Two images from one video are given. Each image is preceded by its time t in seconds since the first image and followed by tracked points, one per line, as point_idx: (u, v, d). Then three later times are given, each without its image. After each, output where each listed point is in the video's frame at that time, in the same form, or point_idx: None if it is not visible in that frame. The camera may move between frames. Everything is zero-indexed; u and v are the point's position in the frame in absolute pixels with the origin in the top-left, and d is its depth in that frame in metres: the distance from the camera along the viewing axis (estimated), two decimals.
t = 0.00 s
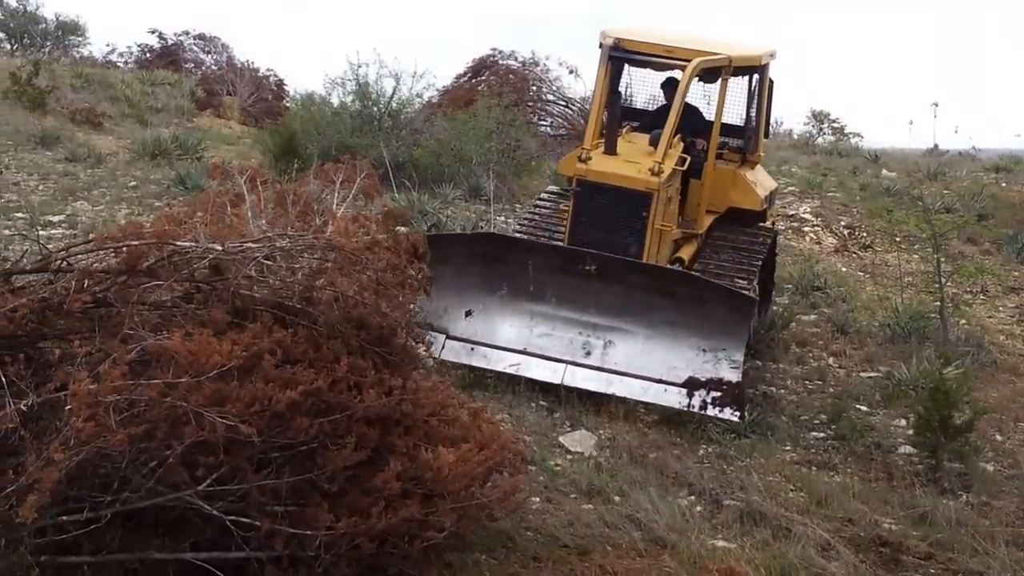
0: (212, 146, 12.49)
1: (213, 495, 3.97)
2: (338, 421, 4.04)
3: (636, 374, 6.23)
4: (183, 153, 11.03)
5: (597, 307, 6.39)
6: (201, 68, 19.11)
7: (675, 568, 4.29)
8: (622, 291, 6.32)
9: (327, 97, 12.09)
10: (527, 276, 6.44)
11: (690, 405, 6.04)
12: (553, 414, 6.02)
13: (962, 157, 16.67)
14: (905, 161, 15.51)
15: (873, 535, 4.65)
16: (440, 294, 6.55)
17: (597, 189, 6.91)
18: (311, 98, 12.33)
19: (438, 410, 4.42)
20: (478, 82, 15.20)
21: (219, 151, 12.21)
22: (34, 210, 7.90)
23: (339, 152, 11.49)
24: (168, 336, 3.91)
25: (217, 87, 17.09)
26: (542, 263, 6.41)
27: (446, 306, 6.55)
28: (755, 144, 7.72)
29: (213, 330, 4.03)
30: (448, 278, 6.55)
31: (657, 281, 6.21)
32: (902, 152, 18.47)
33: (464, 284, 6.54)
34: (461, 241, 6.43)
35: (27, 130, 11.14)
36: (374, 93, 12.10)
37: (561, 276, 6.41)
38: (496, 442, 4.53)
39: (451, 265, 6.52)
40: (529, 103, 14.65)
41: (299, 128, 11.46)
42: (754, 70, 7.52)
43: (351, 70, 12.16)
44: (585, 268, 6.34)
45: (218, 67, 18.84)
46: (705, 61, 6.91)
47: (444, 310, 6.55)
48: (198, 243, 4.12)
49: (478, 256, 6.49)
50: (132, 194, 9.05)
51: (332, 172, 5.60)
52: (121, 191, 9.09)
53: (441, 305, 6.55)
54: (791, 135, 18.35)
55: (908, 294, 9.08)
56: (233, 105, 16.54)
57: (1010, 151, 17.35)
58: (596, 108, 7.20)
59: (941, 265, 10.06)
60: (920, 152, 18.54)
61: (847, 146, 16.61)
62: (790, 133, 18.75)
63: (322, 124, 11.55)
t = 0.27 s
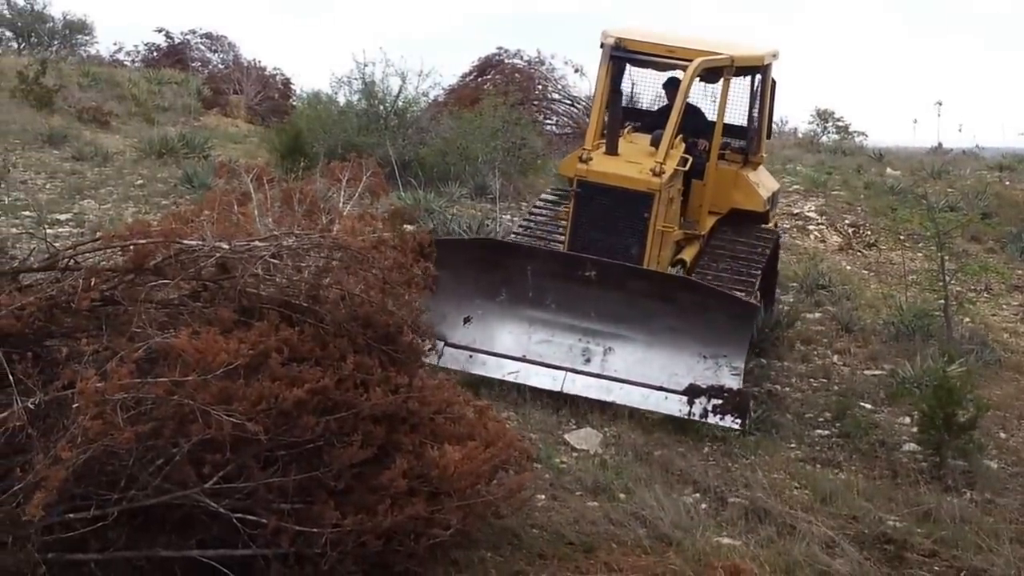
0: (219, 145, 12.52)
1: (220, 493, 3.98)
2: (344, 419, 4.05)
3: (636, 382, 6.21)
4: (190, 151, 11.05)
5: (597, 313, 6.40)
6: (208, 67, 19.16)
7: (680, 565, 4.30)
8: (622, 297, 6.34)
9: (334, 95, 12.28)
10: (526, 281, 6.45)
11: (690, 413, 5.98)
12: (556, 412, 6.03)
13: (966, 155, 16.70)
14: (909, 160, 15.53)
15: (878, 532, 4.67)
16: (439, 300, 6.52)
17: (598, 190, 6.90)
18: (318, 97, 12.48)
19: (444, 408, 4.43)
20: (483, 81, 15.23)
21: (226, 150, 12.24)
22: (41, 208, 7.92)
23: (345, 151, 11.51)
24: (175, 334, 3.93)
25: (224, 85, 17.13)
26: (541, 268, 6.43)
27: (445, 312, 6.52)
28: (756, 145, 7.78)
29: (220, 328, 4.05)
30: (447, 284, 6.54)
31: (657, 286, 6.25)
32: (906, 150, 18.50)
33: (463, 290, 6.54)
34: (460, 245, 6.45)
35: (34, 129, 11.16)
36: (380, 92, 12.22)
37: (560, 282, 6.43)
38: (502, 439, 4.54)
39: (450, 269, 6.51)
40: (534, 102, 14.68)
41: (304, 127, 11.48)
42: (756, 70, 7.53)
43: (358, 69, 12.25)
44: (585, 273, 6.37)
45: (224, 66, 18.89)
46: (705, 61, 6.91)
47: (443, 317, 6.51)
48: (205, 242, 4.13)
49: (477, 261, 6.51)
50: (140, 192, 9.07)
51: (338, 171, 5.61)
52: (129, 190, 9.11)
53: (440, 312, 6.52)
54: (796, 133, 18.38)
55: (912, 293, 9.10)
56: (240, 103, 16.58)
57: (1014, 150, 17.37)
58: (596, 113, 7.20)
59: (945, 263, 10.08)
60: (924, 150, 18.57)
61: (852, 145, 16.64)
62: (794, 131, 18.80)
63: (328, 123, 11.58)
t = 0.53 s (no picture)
0: (229, 143, 12.55)
1: (229, 491, 3.99)
2: (353, 417, 4.06)
3: (635, 389, 6.15)
4: (200, 150, 11.08)
5: (597, 319, 6.36)
6: (218, 66, 19.23)
7: (688, 562, 4.31)
8: (622, 304, 6.30)
9: (343, 93, 12.33)
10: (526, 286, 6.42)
11: (690, 420, 5.93)
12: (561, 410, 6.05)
13: (973, 154, 16.72)
14: (915, 158, 15.55)
15: (886, 529, 4.69)
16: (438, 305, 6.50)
17: (600, 190, 6.86)
18: (327, 95, 12.53)
19: (453, 405, 4.44)
20: (492, 79, 15.27)
21: (235, 148, 12.27)
22: (52, 206, 7.94)
23: (354, 150, 11.53)
24: (185, 332, 3.94)
25: (233, 85, 17.17)
26: (541, 273, 6.40)
27: (444, 318, 6.49)
28: (762, 146, 7.83)
29: (230, 326, 4.06)
30: (446, 290, 6.52)
31: (658, 291, 6.20)
32: (914, 148, 18.53)
33: (462, 296, 6.51)
34: (459, 250, 6.44)
35: (44, 127, 11.18)
36: (389, 91, 12.25)
37: (560, 287, 6.38)
38: (511, 437, 4.56)
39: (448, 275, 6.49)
40: (542, 100, 14.71)
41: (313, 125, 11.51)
42: (761, 70, 7.54)
43: (367, 68, 12.30)
44: (584, 279, 6.33)
45: (234, 65, 18.94)
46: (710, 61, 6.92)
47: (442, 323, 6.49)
48: (215, 240, 4.14)
49: (476, 267, 6.49)
50: (150, 190, 9.09)
51: (347, 170, 5.62)
52: (139, 188, 9.13)
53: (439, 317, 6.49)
54: (804, 132, 18.40)
55: (919, 290, 9.11)
56: (249, 102, 16.63)
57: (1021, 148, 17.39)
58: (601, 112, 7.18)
59: (952, 261, 10.10)
60: (932, 148, 18.60)
61: (859, 144, 16.67)
62: (802, 130, 18.84)
63: (336, 122, 11.63)
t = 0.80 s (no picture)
0: (240, 142, 12.57)
1: (240, 488, 4.00)
2: (363, 415, 4.07)
3: (635, 393, 6.08)
4: (210, 149, 11.09)
5: (597, 322, 6.25)
6: (228, 65, 19.27)
7: (697, 559, 4.33)
8: (622, 307, 6.17)
9: (353, 93, 12.21)
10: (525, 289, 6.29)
11: (690, 425, 5.88)
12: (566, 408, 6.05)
13: (982, 152, 16.74)
14: (923, 156, 15.58)
15: (894, 526, 4.71)
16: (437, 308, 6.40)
17: (605, 190, 6.77)
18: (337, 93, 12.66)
19: (463, 403, 4.46)
20: (501, 78, 15.30)
21: (246, 147, 12.30)
22: (63, 205, 7.96)
23: (364, 148, 11.56)
24: (196, 330, 3.96)
25: (244, 83, 17.19)
26: (540, 276, 6.27)
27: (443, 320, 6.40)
28: (771, 147, 7.83)
29: (241, 324, 4.09)
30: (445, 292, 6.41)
31: (657, 295, 6.07)
32: (922, 146, 18.55)
33: (462, 298, 6.40)
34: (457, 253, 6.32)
35: (55, 126, 11.20)
36: (399, 89, 12.18)
37: (560, 290, 6.26)
38: (521, 435, 4.58)
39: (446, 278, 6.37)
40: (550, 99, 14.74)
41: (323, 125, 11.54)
42: (768, 70, 7.51)
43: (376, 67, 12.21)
44: (584, 282, 6.19)
45: (245, 64, 18.97)
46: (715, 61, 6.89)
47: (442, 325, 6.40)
48: (226, 239, 4.17)
49: (475, 269, 6.36)
50: (161, 189, 9.12)
51: (357, 168, 5.62)
52: (150, 186, 9.15)
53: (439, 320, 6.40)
54: (812, 130, 18.44)
55: (927, 288, 9.13)
56: (260, 100, 16.66)
57: None
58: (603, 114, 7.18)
59: (960, 259, 10.12)
60: (940, 146, 18.62)
61: (867, 142, 16.70)
62: (810, 128, 18.87)
63: (347, 120, 11.72)
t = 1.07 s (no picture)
0: (251, 140, 12.61)
1: (251, 485, 4.01)
2: (373, 413, 4.09)
3: (634, 395, 6.03)
4: (221, 147, 11.13)
5: (597, 324, 6.24)
6: (239, 63, 19.35)
7: (707, 556, 4.35)
8: (621, 308, 6.17)
9: (364, 91, 12.69)
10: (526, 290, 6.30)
11: (689, 427, 5.80)
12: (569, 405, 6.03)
13: (991, 150, 16.77)
14: (932, 155, 15.61)
15: (902, 523, 4.72)
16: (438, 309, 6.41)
17: (609, 190, 6.68)
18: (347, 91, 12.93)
19: (474, 401, 4.47)
20: (510, 76, 15.35)
21: (256, 145, 12.34)
22: (75, 204, 8.00)
23: (375, 147, 11.60)
24: (207, 328, 3.96)
25: (254, 82, 17.24)
26: (540, 277, 6.28)
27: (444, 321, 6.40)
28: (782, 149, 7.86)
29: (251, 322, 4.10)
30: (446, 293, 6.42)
31: (655, 295, 6.06)
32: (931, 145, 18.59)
33: (462, 300, 6.41)
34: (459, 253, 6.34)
35: (67, 124, 11.24)
36: (410, 88, 12.50)
37: (560, 291, 6.27)
38: (530, 433, 4.60)
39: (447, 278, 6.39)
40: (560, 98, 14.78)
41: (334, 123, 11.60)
42: (777, 70, 7.51)
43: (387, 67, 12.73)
44: (584, 282, 6.20)
45: (255, 63, 19.04)
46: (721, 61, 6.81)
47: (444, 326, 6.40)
48: (237, 238, 4.20)
49: (475, 269, 6.38)
50: (173, 187, 9.15)
51: (367, 167, 5.64)
52: (162, 184, 9.19)
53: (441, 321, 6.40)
54: (821, 128, 18.47)
55: (936, 286, 9.15)
56: (271, 98, 16.72)
57: None
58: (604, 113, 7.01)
59: (969, 257, 10.13)
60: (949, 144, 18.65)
61: (876, 140, 16.73)
62: (819, 126, 18.92)
63: (358, 118, 11.88)
